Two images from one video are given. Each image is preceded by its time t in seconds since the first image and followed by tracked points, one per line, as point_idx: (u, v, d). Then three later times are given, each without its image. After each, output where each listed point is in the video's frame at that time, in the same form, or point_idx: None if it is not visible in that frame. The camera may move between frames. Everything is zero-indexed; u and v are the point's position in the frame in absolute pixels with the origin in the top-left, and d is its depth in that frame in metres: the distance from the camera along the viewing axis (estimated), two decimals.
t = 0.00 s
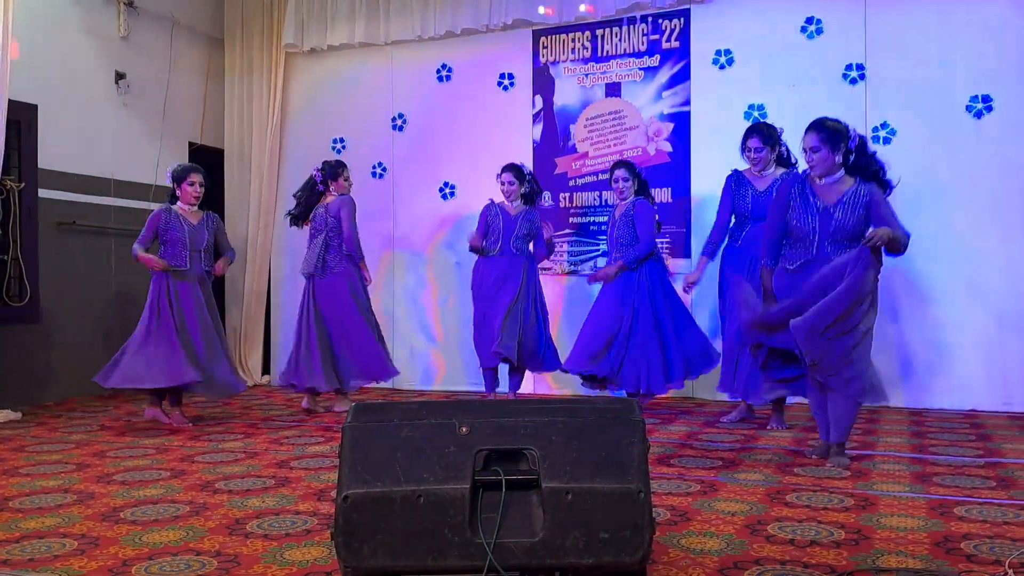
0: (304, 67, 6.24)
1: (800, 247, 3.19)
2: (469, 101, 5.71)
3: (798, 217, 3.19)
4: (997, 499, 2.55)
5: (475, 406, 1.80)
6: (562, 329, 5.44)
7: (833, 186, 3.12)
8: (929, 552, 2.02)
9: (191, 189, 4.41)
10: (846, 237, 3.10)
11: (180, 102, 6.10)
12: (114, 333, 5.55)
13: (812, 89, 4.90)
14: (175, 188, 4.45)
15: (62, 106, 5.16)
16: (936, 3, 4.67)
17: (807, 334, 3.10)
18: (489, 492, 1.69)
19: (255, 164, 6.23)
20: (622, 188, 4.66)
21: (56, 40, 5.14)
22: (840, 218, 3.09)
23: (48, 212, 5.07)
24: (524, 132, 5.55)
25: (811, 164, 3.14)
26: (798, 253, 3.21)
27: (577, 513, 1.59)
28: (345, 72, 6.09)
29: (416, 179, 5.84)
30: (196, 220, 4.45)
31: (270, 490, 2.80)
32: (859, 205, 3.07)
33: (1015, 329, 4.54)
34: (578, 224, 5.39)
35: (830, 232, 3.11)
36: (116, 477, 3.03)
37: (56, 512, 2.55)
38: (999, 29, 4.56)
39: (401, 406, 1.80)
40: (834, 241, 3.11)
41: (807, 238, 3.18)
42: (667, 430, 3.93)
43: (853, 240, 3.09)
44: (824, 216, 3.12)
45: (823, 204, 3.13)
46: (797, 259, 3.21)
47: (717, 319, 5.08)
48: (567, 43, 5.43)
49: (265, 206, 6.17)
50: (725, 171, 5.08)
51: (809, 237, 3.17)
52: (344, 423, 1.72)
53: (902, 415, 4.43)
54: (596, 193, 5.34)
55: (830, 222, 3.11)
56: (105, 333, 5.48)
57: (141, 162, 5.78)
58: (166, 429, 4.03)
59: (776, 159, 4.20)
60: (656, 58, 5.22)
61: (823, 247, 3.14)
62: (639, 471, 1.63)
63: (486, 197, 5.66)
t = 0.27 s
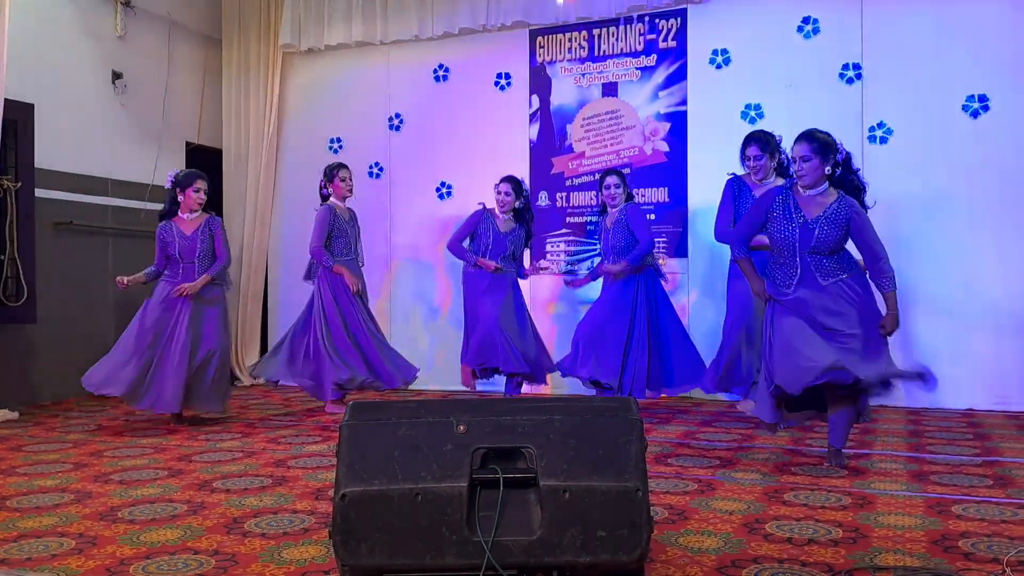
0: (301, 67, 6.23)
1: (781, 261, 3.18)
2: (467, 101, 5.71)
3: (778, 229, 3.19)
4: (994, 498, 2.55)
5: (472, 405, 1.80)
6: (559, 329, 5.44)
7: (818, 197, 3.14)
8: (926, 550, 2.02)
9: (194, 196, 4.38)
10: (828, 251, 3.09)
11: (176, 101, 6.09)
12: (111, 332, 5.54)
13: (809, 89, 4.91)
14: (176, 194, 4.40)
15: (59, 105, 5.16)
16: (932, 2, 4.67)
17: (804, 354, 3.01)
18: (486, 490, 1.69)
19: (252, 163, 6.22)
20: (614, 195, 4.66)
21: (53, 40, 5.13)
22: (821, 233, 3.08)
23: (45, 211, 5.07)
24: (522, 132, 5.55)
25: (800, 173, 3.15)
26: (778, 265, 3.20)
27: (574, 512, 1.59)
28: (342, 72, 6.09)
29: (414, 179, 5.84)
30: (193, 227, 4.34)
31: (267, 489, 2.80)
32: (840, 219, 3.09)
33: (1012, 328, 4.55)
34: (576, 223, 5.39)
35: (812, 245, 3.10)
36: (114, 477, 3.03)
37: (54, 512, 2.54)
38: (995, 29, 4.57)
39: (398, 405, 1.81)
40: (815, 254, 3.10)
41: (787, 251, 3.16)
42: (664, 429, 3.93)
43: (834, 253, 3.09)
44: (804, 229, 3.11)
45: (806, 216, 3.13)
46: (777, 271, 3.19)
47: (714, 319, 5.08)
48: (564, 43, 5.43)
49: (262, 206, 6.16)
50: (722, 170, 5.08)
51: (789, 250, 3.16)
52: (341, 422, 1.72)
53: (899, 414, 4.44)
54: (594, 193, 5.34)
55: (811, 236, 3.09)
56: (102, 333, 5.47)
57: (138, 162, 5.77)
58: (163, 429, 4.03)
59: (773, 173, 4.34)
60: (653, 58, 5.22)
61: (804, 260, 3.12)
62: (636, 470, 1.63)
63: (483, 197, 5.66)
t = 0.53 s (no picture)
0: (299, 67, 6.23)
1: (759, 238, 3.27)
2: (464, 101, 5.71)
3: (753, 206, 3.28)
4: (991, 497, 2.56)
5: (469, 404, 1.80)
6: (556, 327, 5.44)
7: (787, 179, 3.25)
8: (923, 550, 2.02)
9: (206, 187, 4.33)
10: (805, 227, 3.20)
11: (173, 101, 6.08)
12: (108, 333, 5.53)
13: (805, 90, 4.91)
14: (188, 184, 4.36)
15: (55, 104, 5.15)
16: (929, 4, 4.68)
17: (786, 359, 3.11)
18: (483, 489, 1.69)
19: (248, 164, 6.21)
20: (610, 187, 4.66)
21: (50, 40, 5.12)
22: (797, 209, 3.19)
23: (42, 211, 5.06)
24: (519, 132, 5.55)
25: (769, 156, 3.24)
26: (754, 241, 3.31)
27: (571, 511, 1.59)
28: (340, 72, 6.09)
29: (411, 179, 5.84)
30: (203, 218, 4.31)
31: (264, 489, 2.79)
32: (816, 194, 3.20)
33: (1008, 328, 4.55)
34: (573, 224, 5.39)
35: (790, 222, 3.20)
36: (111, 477, 3.02)
37: (50, 511, 2.54)
38: (991, 30, 4.58)
39: (394, 404, 1.80)
40: (792, 230, 3.20)
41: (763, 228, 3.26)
42: (661, 429, 3.93)
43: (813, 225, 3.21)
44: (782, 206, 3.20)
45: (781, 194, 3.23)
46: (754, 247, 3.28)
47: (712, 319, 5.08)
48: (561, 43, 5.43)
49: (259, 206, 6.16)
50: (719, 171, 5.09)
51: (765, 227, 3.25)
52: (338, 421, 1.72)
53: (896, 415, 4.45)
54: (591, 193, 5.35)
55: (787, 212, 3.20)
56: (99, 334, 5.46)
57: (135, 162, 5.76)
58: (160, 429, 4.02)
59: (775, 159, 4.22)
60: (650, 58, 5.22)
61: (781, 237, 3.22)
62: (633, 469, 1.63)
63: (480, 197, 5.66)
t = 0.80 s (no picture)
0: (295, 68, 6.22)
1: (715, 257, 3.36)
2: (460, 102, 5.71)
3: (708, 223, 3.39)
4: (986, 499, 2.56)
5: (465, 406, 1.80)
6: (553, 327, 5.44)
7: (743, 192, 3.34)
8: (919, 552, 2.02)
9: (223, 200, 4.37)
10: (757, 244, 3.26)
11: (169, 103, 6.08)
12: (103, 335, 5.52)
13: (801, 92, 4.92)
14: (205, 198, 4.41)
15: (50, 105, 5.14)
16: (924, 6, 4.69)
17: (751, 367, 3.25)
18: (480, 491, 1.69)
19: (244, 165, 6.20)
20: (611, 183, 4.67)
21: (45, 41, 5.12)
22: (748, 225, 3.26)
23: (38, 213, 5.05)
24: (515, 134, 5.55)
25: (725, 169, 3.34)
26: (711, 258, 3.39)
27: (567, 514, 1.59)
28: (335, 73, 6.08)
29: (407, 180, 5.84)
30: (225, 229, 4.31)
31: (260, 491, 2.79)
32: (768, 211, 3.25)
33: (1004, 330, 4.57)
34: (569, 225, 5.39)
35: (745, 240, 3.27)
36: (106, 479, 3.02)
37: (45, 514, 2.53)
38: (986, 32, 4.59)
39: (390, 407, 1.80)
40: (744, 247, 3.27)
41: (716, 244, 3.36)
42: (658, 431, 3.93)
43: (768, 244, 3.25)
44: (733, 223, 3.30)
45: (735, 211, 3.32)
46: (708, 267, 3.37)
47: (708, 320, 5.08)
48: (557, 45, 5.43)
49: (255, 208, 6.15)
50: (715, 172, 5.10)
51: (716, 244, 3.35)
52: (334, 424, 1.72)
53: (892, 416, 4.45)
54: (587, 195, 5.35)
55: (739, 229, 3.28)
56: (95, 335, 5.45)
57: (130, 163, 5.76)
58: (156, 430, 4.01)
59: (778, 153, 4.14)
60: (646, 60, 5.23)
61: (734, 254, 3.30)
62: (629, 471, 1.63)
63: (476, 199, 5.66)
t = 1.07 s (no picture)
0: (293, 69, 6.22)
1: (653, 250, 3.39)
2: (458, 104, 5.71)
3: (650, 218, 3.43)
4: (985, 501, 2.56)
5: (464, 407, 1.80)
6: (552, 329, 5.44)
7: (679, 189, 3.42)
8: (918, 553, 2.03)
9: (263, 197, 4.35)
10: (693, 238, 3.33)
11: (166, 104, 6.07)
12: (101, 336, 5.51)
13: (799, 93, 4.93)
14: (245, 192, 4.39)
15: (47, 106, 5.13)
16: (922, 9, 4.70)
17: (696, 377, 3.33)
18: (479, 493, 1.69)
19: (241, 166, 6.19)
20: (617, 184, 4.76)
21: (43, 42, 5.11)
22: (687, 219, 3.34)
23: (36, 214, 5.05)
24: (513, 135, 5.56)
25: (665, 165, 3.40)
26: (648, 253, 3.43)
27: (567, 516, 1.59)
28: (333, 74, 6.08)
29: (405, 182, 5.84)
30: (259, 226, 4.30)
31: (258, 493, 2.79)
32: (706, 205, 3.35)
33: (1001, 332, 4.57)
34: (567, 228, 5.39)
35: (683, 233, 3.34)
36: (104, 480, 3.01)
37: (43, 515, 2.53)
38: (983, 34, 4.60)
39: (389, 408, 1.80)
40: (683, 242, 3.33)
41: (656, 238, 3.39)
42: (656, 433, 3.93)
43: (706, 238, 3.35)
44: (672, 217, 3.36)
45: (673, 206, 3.39)
46: (646, 259, 3.40)
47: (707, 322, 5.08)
48: (555, 47, 5.44)
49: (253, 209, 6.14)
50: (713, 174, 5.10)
51: (659, 238, 3.38)
52: (333, 426, 1.71)
53: (890, 418, 4.46)
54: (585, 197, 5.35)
55: (679, 222, 3.35)
56: (92, 337, 5.45)
57: (128, 164, 5.75)
58: (154, 432, 4.01)
59: (750, 167, 4.06)
60: (644, 61, 5.23)
61: (671, 247, 3.35)
62: (629, 473, 1.63)
63: (474, 201, 5.66)
